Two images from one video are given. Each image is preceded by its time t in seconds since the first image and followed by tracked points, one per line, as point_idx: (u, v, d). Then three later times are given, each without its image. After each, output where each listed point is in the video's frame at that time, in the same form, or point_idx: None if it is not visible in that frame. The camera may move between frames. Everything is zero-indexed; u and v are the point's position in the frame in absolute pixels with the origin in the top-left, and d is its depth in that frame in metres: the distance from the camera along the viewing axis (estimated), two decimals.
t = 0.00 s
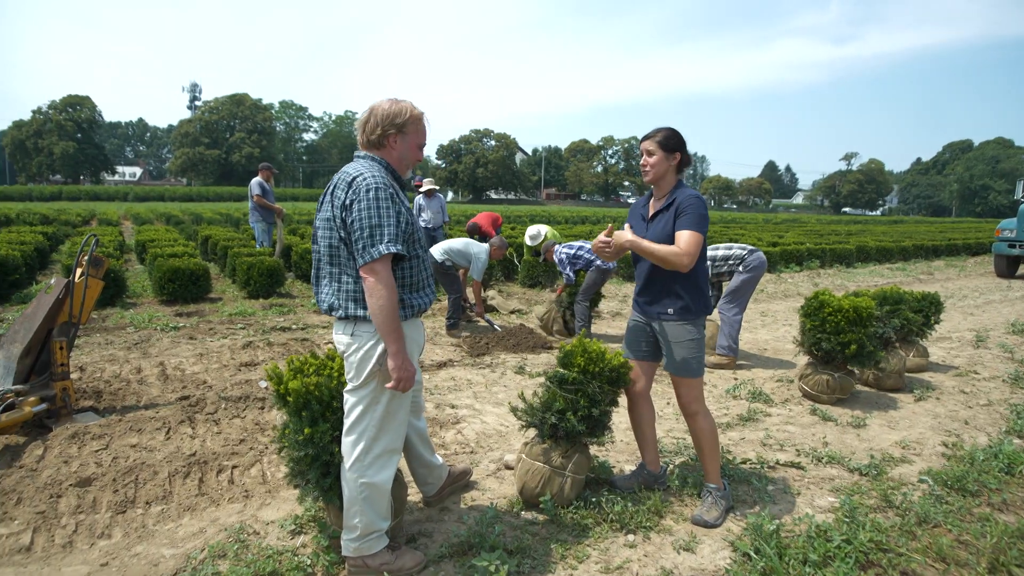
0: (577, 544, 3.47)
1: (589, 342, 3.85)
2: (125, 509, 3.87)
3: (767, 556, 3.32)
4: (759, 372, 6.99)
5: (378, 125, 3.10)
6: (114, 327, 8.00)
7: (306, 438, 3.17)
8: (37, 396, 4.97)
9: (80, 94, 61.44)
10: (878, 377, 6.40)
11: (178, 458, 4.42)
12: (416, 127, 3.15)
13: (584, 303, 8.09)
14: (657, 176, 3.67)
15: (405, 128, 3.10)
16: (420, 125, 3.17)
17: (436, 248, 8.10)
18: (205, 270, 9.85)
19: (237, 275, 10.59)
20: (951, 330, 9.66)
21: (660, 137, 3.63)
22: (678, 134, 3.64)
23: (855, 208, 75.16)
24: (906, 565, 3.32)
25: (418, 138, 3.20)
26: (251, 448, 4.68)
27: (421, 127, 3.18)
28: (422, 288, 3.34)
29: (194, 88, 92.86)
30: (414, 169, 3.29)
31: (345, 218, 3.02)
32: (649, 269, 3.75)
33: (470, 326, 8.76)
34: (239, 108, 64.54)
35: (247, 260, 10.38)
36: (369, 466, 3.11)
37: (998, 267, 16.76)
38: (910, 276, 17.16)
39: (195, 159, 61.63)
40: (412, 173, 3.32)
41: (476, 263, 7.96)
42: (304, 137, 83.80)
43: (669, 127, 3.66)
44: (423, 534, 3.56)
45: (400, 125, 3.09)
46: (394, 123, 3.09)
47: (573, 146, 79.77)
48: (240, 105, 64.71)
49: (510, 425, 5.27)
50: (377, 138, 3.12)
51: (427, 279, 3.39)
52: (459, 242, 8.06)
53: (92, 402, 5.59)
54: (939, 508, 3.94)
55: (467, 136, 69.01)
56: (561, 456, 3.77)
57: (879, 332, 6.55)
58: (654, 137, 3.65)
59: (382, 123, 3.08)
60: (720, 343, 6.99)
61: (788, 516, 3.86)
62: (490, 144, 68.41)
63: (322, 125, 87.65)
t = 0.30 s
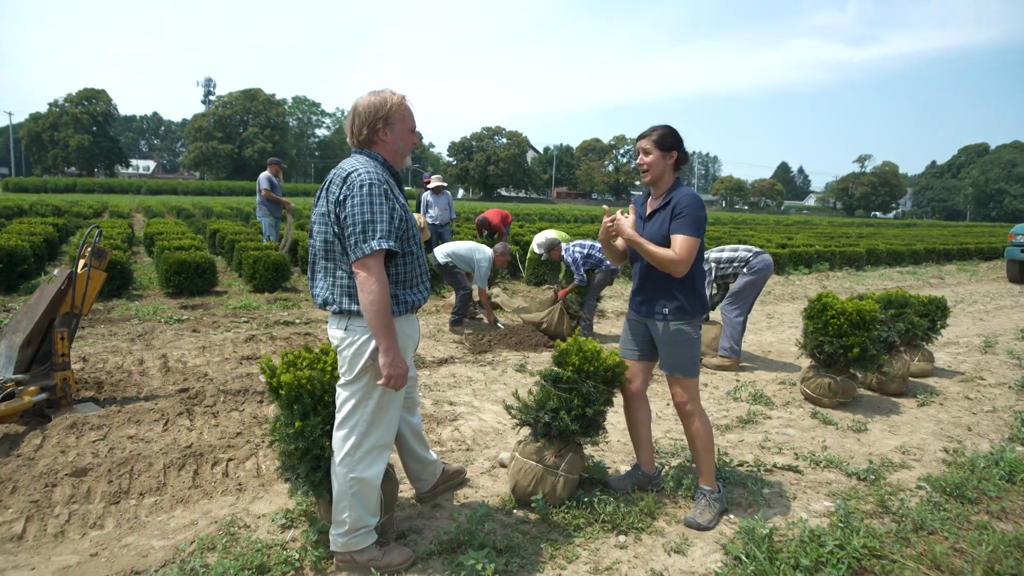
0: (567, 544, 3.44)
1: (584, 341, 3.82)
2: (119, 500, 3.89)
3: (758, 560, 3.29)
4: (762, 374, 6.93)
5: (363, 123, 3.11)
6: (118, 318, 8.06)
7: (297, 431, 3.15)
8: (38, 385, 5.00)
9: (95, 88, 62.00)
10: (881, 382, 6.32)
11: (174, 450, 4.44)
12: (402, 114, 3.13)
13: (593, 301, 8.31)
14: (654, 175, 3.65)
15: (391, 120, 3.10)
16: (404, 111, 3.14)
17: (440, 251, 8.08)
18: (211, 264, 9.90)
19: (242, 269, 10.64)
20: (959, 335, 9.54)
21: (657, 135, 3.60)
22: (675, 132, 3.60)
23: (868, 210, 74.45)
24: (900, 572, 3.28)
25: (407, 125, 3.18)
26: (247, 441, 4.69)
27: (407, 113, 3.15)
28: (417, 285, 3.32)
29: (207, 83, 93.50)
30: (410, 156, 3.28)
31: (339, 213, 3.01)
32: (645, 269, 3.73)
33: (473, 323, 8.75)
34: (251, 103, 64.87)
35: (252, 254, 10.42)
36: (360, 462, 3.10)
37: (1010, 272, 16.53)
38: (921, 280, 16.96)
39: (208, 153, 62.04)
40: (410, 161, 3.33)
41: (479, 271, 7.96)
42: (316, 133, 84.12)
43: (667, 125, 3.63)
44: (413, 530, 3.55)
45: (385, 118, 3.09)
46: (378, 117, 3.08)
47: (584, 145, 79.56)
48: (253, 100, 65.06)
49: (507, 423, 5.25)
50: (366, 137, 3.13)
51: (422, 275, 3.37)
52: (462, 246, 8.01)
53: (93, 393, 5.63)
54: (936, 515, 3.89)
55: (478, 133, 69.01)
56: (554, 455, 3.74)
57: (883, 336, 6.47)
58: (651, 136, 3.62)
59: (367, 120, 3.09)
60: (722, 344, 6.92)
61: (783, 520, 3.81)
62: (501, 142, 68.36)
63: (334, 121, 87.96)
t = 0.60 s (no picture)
0: (560, 544, 3.43)
1: (580, 340, 3.81)
2: (119, 492, 3.94)
3: (752, 564, 3.25)
4: (768, 376, 6.86)
5: (362, 120, 3.10)
6: (128, 312, 8.15)
7: (291, 425, 3.14)
8: (45, 377, 5.07)
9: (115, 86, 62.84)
10: (889, 386, 6.23)
11: (176, 443, 4.48)
12: (401, 112, 3.13)
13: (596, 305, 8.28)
14: (654, 173, 3.63)
15: (389, 118, 3.10)
16: (403, 109, 3.14)
17: (445, 253, 8.06)
18: (221, 260, 9.99)
19: (252, 266, 10.73)
20: (973, 339, 9.38)
21: (657, 134, 3.57)
22: (676, 129, 3.57)
23: (886, 212, 73.51)
24: None
25: (406, 123, 3.18)
26: (247, 435, 4.73)
27: (405, 112, 3.15)
28: (415, 282, 3.25)
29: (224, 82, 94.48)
30: (408, 155, 3.27)
31: (335, 212, 2.99)
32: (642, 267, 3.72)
33: (479, 322, 8.75)
34: (268, 101, 65.40)
35: (262, 251, 10.50)
36: (354, 456, 3.10)
37: None
38: (937, 283, 16.73)
39: (225, 150, 62.64)
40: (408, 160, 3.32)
41: (483, 275, 7.96)
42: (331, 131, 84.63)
43: (667, 123, 3.59)
44: (407, 527, 3.56)
45: (383, 115, 3.09)
46: (377, 114, 3.08)
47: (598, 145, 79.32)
48: (269, 98, 65.58)
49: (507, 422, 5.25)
50: (365, 133, 3.12)
51: (421, 273, 3.31)
52: (466, 249, 8.00)
53: (101, 386, 5.70)
54: (937, 522, 3.83)
55: (492, 132, 69.07)
56: (549, 455, 3.74)
57: (892, 339, 6.38)
58: (651, 132, 3.60)
59: (366, 117, 3.08)
60: (729, 346, 6.89)
61: (780, 523, 3.77)
62: (515, 141, 68.38)
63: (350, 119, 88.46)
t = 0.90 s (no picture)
0: (558, 546, 3.41)
1: (582, 342, 3.79)
2: (126, 488, 3.98)
3: (752, 571, 3.21)
4: (779, 379, 6.77)
5: (361, 122, 3.11)
6: (143, 312, 8.28)
7: (290, 423, 3.14)
8: (59, 374, 5.13)
9: (138, 90, 63.94)
10: (903, 390, 6.12)
11: (183, 441, 4.52)
12: (400, 113, 3.13)
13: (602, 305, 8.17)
14: (652, 177, 3.59)
15: (388, 121, 3.10)
16: (402, 111, 3.14)
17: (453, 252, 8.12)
18: (235, 260, 10.10)
19: (266, 266, 10.84)
20: (994, 343, 9.19)
21: (652, 136, 3.53)
22: (671, 130, 3.52)
23: (909, 214, 72.32)
24: None
25: (405, 125, 3.18)
26: (254, 434, 4.76)
27: (404, 113, 3.15)
28: (417, 282, 3.15)
29: (244, 85, 95.73)
30: (408, 156, 3.27)
31: (335, 214, 2.92)
32: (644, 271, 3.70)
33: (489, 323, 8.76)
34: (287, 104, 66.12)
35: (276, 252, 10.60)
36: (354, 456, 3.05)
37: None
38: (958, 286, 16.40)
39: (244, 153, 63.43)
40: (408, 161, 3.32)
41: (491, 269, 8.05)
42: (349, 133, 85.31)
43: (661, 123, 3.54)
44: (406, 527, 3.56)
45: (382, 117, 3.09)
46: (375, 117, 3.08)
47: (615, 146, 79.06)
48: (288, 100, 66.30)
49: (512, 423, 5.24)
50: (364, 136, 3.13)
51: (423, 273, 3.23)
52: (474, 246, 8.11)
53: (113, 384, 5.79)
54: (948, 530, 3.74)
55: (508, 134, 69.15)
56: (549, 456, 3.72)
57: (906, 342, 6.27)
58: (647, 134, 3.55)
59: (365, 119, 3.09)
60: (739, 348, 6.80)
61: (784, 529, 3.72)
62: (531, 143, 68.41)
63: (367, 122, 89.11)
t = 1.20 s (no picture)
0: (562, 548, 3.39)
1: (588, 343, 3.77)
2: (139, 483, 4.02)
3: None
4: (795, 383, 6.67)
5: (362, 123, 3.13)
6: (163, 311, 8.42)
7: (294, 422, 3.16)
8: (79, 372, 5.18)
9: (166, 94, 65.17)
10: (922, 395, 5.99)
11: (196, 438, 4.57)
12: (400, 114, 3.15)
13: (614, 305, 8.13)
14: (658, 178, 3.56)
15: (389, 121, 3.12)
16: (402, 110, 3.15)
17: (466, 246, 8.10)
18: (253, 261, 10.24)
19: (284, 267, 10.97)
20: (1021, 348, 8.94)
21: (656, 138, 3.50)
22: (675, 130, 3.49)
23: (937, 215, 70.80)
24: None
25: (405, 125, 3.20)
26: (265, 432, 4.81)
27: (405, 113, 3.16)
28: (419, 282, 3.17)
29: (269, 88, 97.12)
30: (410, 155, 3.29)
31: (337, 214, 2.94)
32: (652, 271, 3.67)
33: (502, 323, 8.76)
34: (309, 107, 66.89)
35: (294, 253, 10.73)
36: (357, 455, 3.07)
37: None
38: (986, 288, 16.01)
39: (268, 155, 64.31)
40: (411, 160, 3.34)
41: (504, 258, 8.10)
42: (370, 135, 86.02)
43: (665, 124, 3.51)
44: (410, 526, 3.57)
45: (382, 117, 3.11)
46: (375, 117, 3.10)
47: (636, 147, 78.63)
48: (311, 103, 67.09)
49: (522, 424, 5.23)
50: (365, 136, 3.15)
51: (426, 273, 3.24)
52: (487, 239, 8.17)
53: (132, 381, 5.90)
54: (964, 539, 3.65)
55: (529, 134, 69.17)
56: (554, 458, 3.70)
57: (926, 346, 6.14)
58: (651, 136, 3.52)
59: (365, 120, 3.11)
60: (754, 351, 6.71)
61: (793, 535, 3.66)
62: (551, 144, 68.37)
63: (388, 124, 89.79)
